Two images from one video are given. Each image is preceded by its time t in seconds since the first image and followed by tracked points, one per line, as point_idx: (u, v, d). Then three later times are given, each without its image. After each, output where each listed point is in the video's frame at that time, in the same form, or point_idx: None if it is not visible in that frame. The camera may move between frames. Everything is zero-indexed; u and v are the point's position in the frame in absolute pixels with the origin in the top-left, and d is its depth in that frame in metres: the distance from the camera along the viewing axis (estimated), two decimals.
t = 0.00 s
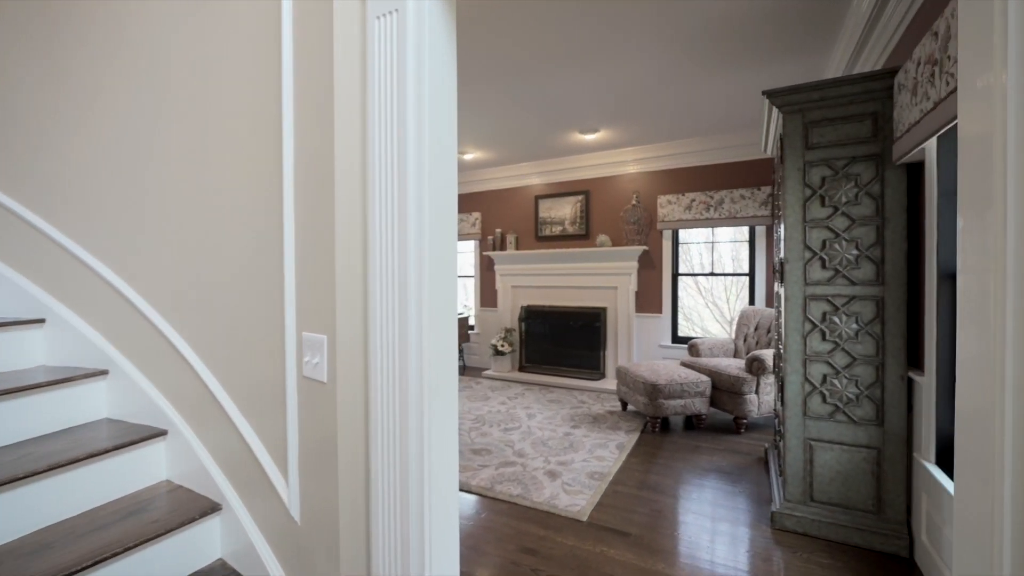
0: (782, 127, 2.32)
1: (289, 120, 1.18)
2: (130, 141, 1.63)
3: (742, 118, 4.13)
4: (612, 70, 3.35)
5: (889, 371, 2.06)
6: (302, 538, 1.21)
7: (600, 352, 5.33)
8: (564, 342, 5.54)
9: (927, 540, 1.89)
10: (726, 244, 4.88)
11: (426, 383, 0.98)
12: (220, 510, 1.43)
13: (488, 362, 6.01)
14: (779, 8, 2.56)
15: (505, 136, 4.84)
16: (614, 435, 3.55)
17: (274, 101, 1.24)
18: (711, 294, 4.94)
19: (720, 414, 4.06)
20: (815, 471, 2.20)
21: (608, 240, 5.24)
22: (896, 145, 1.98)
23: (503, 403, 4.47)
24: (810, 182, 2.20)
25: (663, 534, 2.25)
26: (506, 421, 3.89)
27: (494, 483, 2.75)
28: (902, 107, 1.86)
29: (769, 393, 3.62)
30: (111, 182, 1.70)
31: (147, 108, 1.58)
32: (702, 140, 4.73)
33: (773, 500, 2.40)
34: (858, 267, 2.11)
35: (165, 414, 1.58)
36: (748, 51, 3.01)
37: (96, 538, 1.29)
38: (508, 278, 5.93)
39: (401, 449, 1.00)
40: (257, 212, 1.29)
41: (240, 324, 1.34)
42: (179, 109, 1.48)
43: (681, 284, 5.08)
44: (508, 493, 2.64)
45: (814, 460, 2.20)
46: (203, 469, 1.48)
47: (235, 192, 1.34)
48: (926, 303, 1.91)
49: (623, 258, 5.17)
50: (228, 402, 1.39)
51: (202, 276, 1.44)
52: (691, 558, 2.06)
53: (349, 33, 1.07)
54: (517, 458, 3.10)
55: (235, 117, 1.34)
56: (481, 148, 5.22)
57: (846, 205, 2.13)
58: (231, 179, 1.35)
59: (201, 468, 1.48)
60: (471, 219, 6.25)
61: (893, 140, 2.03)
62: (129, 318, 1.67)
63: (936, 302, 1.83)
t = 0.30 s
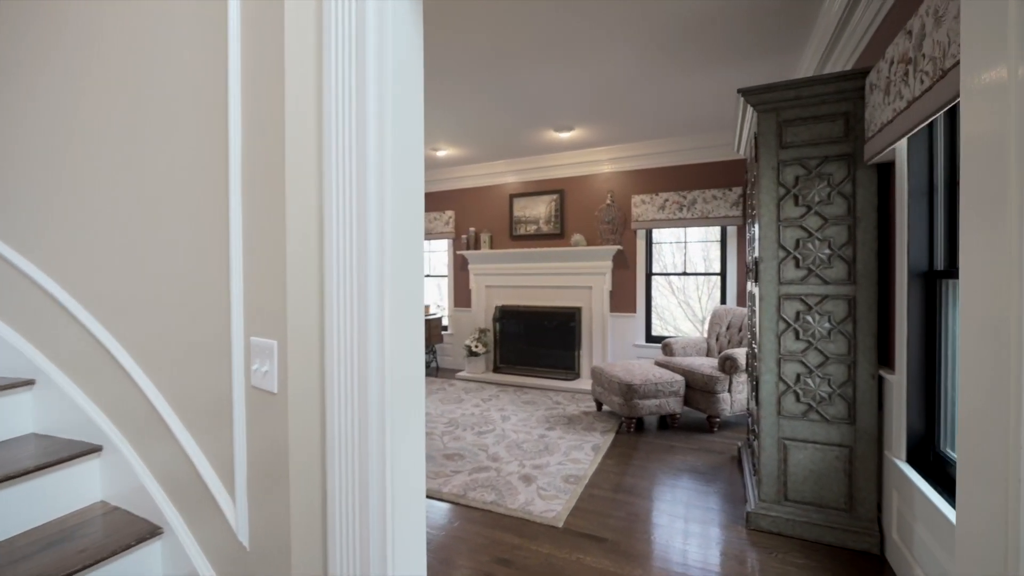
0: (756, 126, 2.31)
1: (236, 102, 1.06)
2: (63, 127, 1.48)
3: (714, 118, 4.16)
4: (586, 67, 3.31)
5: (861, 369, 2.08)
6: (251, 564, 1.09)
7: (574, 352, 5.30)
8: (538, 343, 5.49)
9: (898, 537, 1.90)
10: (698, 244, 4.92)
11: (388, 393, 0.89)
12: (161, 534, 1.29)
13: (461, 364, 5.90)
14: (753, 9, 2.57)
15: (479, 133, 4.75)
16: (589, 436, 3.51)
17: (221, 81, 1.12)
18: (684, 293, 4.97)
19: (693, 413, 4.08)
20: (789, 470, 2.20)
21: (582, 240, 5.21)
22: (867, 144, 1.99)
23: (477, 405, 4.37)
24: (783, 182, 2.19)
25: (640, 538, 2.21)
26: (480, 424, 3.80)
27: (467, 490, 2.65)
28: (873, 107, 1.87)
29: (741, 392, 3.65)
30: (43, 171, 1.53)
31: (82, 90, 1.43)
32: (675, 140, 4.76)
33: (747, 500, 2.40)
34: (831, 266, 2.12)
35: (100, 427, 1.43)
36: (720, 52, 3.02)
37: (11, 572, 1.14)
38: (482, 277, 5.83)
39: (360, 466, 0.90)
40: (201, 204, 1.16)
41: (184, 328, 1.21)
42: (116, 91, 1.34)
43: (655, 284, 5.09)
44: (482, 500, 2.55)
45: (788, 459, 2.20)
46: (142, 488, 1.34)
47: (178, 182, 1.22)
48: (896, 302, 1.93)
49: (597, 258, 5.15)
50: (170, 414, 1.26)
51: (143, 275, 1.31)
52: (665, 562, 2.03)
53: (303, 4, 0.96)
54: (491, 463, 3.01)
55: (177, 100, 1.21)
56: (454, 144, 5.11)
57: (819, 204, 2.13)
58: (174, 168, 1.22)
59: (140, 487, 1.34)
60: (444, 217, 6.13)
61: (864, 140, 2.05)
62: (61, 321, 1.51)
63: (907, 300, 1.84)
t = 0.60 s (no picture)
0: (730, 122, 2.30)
1: (167, 72, 0.94)
2: None
3: (687, 117, 4.17)
4: (560, 61, 3.25)
5: (833, 366, 2.08)
6: None
7: (549, 351, 5.24)
8: (512, 342, 5.41)
9: (870, 532, 1.91)
10: (671, 242, 4.94)
11: (342, 400, 0.78)
12: (87, 561, 1.15)
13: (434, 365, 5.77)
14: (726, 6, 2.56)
15: (451, 128, 4.63)
16: (563, 436, 3.45)
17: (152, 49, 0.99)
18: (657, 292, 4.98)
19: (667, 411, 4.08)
20: (763, 467, 2.19)
21: (556, 238, 5.17)
22: (839, 141, 1.99)
23: (449, 407, 4.26)
24: (757, 178, 2.18)
25: (615, 541, 2.16)
26: (452, 427, 3.69)
27: (438, 496, 2.55)
28: (846, 103, 1.87)
29: (714, 389, 3.67)
30: None
31: None
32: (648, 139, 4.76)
33: (722, 498, 2.38)
34: (804, 263, 2.12)
35: (18, 441, 1.27)
36: (692, 50, 3.02)
37: None
38: (455, 276, 5.71)
39: (309, 483, 0.79)
40: (131, 188, 1.03)
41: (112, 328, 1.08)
42: (36, 60, 1.19)
43: (629, 282, 5.09)
44: (453, 506, 2.45)
45: (762, 457, 2.19)
46: (67, 509, 1.19)
47: (105, 163, 1.08)
48: (868, 298, 1.93)
49: (571, 256, 5.11)
50: (96, 426, 1.12)
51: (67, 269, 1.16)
52: (641, 565, 1.98)
53: None
54: (464, 467, 2.91)
55: (102, 71, 1.07)
56: (425, 140, 4.98)
57: (792, 201, 2.13)
58: (100, 148, 1.09)
59: (63, 508, 1.19)
60: (416, 215, 5.97)
61: (836, 137, 2.05)
62: None
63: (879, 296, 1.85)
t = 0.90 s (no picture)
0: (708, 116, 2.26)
1: (71, 27, 0.80)
2: None
3: (662, 115, 4.16)
4: (535, 54, 3.17)
5: (810, 364, 2.06)
6: None
7: (524, 351, 5.16)
8: (487, 342, 5.30)
9: (846, 530, 1.90)
10: (646, 241, 4.93)
11: (283, 412, 0.67)
12: None
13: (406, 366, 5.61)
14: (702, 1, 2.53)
15: (423, 122, 4.50)
16: (539, 438, 3.37)
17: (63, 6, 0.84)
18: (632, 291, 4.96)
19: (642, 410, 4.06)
20: (740, 467, 2.16)
21: (532, 236, 5.09)
22: (815, 137, 1.98)
23: (422, 410, 4.12)
24: (734, 174, 2.15)
25: (592, 547, 2.08)
26: (424, 430, 3.56)
27: (408, 505, 2.42)
28: (824, 97, 1.85)
29: (689, 388, 3.66)
30: None
31: None
32: (623, 137, 4.75)
33: (699, 499, 2.34)
34: (780, 260, 2.10)
35: None
36: (667, 46, 2.99)
37: None
38: (428, 275, 5.57)
39: (243, 510, 0.68)
40: (38, 167, 0.88)
41: (17, 331, 0.93)
42: None
43: (604, 281, 5.06)
44: (424, 515, 2.33)
45: (739, 456, 2.16)
46: None
47: (10, 139, 0.93)
48: (844, 295, 1.92)
49: (547, 255, 5.05)
50: None
51: None
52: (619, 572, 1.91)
53: None
54: (436, 473, 2.80)
55: (6, 31, 0.92)
56: (397, 134, 4.82)
57: (769, 197, 2.11)
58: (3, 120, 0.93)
59: None
60: (388, 212, 5.79)
61: (812, 133, 2.04)
62: None
63: (855, 292, 1.84)
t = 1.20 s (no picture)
0: (688, 113, 2.20)
1: None
2: None
3: (640, 113, 4.12)
4: (512, 49, 3.07)
5: (791, 366, 2.02)
6: None
7: (501, 353, 5.06)
8: (463, 344, 5.17)
9: (828, 535, 1.87)
10: (624, 241, 4.88)
11: (202, 445, 0.56)
12: None
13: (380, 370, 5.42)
14: None
15: (396, 117, 4.34)
16: (516, 444, 3.27)
17: None
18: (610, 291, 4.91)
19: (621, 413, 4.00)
20: (721, 473, 2.10)
21: (509, 236, 4.99)
22: (797, 134, 1.94)
23: (395, 415, 3.97)
24: (716, 171, 2.09)
25: (572, 561, 1.99)
26: (397, 438, 3.41)
27: (378, 519, 2.28)
28: (806, 93, 1.81)
29: (667, 389, 3.61)
30: None
31: None
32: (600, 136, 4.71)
33: (680, 506, 2.28)
34: (762, 260, 2.05)
35: None
36: (645, 43, 2.94)
37: None
38: (403, 275, 5.40)
39: (151, 568, 0.56)
40: None
41: None
42: None
43: (582, 282, 4.99)
44: (394, 530, 2.20)
45: (721, 462, 2.10)
46: None
47: None
48: (826, 296, 1.88)
49: (525, 255, 4.95)
50: None
51: None
52: None
53: None
54: (408, 483, 2.66)
55: None
56: (369, 129, 4.65)
57: (750, 195, 2.06)
58: None
59: None
60: (360, 210, 5.59)
61: (793, 130, 2.00)
62: None
63: (838, 293, 1.80)
